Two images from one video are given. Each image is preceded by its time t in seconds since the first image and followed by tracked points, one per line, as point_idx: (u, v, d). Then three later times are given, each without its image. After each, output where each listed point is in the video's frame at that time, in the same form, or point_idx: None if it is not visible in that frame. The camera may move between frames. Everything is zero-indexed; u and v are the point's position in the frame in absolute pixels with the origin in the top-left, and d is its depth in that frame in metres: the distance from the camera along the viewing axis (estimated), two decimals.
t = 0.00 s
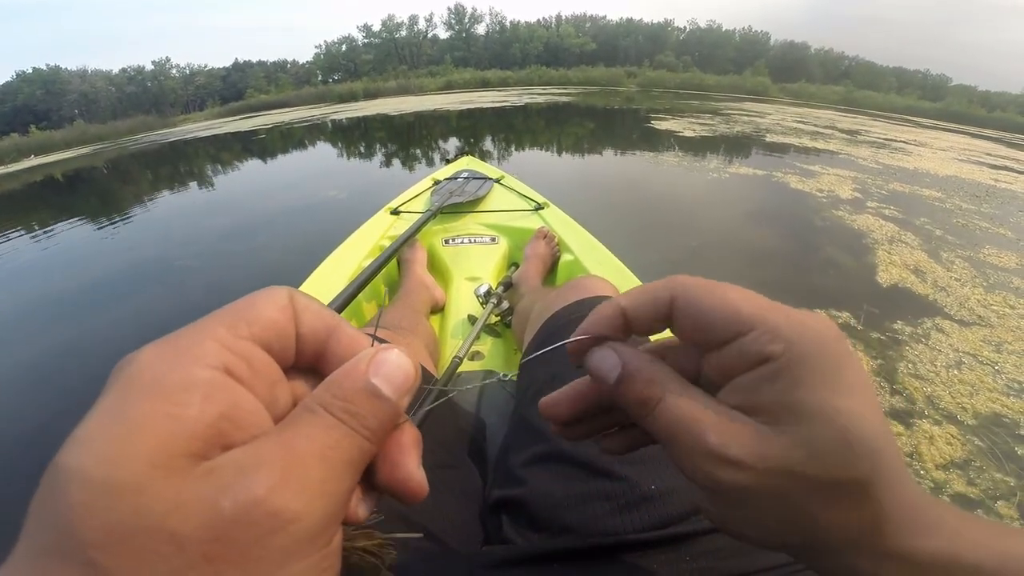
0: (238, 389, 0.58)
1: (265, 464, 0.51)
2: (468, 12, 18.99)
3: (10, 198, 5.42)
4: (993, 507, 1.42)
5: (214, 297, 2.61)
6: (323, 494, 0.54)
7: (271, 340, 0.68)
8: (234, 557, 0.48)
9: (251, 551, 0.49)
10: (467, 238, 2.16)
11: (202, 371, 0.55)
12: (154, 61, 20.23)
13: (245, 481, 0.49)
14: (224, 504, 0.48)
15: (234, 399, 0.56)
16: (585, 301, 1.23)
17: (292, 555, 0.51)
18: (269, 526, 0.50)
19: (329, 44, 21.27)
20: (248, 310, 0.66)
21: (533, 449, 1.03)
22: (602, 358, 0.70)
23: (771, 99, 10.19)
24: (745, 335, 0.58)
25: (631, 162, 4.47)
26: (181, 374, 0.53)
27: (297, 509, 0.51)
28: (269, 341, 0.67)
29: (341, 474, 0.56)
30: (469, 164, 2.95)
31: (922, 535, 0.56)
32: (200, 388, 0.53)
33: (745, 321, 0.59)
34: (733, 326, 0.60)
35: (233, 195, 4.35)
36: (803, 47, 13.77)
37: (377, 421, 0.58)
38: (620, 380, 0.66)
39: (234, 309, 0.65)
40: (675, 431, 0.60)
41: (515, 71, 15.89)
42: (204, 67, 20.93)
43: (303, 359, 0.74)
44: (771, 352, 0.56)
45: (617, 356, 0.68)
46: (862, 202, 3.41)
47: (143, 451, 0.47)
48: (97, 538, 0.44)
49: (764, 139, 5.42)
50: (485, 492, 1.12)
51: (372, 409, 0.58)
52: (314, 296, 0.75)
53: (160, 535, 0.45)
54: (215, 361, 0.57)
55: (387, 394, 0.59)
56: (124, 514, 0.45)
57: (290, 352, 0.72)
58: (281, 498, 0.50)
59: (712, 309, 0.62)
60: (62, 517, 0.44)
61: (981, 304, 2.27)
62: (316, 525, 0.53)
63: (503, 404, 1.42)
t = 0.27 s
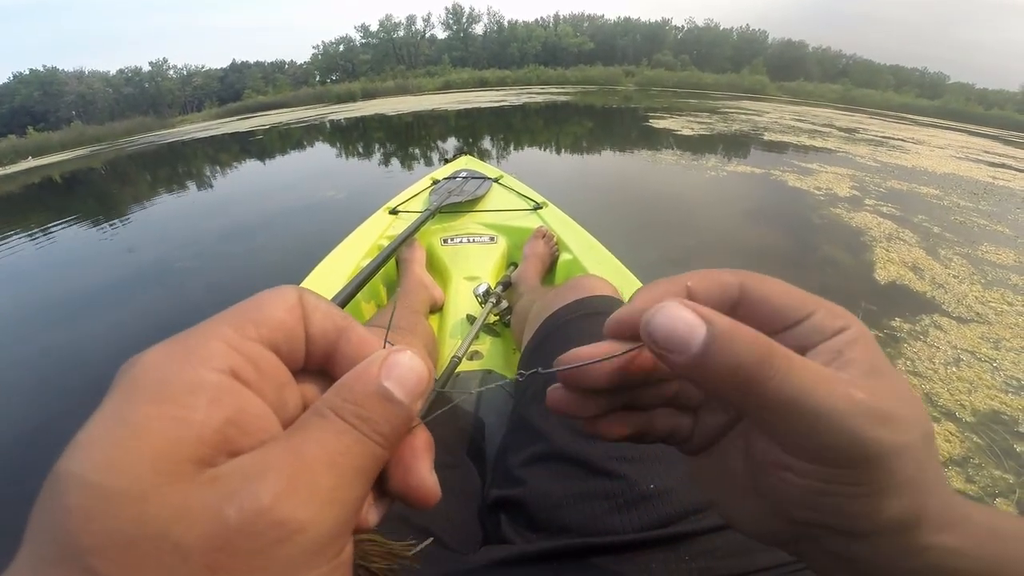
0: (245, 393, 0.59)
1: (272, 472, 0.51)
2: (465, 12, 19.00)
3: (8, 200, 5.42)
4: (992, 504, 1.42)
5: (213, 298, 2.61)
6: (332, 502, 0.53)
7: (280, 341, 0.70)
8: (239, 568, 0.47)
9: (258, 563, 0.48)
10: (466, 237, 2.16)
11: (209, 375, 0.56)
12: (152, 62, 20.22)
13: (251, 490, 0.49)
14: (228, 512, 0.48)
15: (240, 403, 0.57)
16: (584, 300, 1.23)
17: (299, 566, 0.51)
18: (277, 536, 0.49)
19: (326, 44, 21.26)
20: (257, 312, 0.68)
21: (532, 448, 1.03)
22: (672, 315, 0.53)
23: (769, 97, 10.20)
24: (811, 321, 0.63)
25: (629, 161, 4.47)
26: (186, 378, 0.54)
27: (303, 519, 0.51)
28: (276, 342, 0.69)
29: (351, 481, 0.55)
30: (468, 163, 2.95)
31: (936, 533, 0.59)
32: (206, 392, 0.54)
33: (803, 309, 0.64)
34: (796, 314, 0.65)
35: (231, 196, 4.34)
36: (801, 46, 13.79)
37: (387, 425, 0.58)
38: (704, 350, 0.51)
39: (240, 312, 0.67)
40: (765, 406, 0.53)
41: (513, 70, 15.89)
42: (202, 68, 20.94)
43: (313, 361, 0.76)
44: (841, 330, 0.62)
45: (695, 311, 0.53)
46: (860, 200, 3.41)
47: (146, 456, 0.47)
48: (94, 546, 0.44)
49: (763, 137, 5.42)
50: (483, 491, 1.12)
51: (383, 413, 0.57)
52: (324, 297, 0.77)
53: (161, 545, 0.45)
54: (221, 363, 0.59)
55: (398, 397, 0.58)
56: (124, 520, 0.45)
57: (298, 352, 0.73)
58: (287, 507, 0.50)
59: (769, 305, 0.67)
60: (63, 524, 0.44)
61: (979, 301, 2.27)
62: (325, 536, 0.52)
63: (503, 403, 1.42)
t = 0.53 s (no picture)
0: (242, 387, 0.59)
1: (268, 458, 0.51)
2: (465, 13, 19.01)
3: (10, 203, 5.43)
4: (993, 503, 1.42)
5: (214, 300, 2.61)
6: (326, 490, 0.53)
7: (275, 340, 0.69)
8: (233, 552, 0.47)
9: (255, 546, 0.48)
10: (466, 239, 2.16)
11: (208, 369, 0.57)
12: (153, 65, 20.27)
13: (248, 476, 0.49)
14: (227, 498, 0.48)
15: (237, 397, 0.57)
16: (584, 301, 1.23)
17: (294, 550, 0.51)
18: (273, 520, 0.49)
19: (327, 46, 21.28)
20: (253, 310, 0.68)
21: (533, 449, 1.03)
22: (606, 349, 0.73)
23: (770, 97, 10.19)
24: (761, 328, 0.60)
25: (630, 161, 4.47)
26: (183, 373, 0.54)
27: (298, 504, 0.51)
28: (272, 340, 0.68)
29: (346, 471, 0.55)
30: (468, 164, 2.95)
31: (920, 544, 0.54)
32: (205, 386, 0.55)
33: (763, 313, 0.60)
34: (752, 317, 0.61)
35: (233, 198, 4.35)
36: (802, 45, 13.78)
37: (382, 418, 0.58)
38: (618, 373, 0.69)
39: (237, 311, 0.66)
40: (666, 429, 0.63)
41: (514, 71, 15.90)
42: (203, 71, 20.97)
43: (309, 360, 0.75)
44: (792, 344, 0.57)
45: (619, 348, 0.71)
46: (861, 199, 3.41)
47: (148, 445, 0.48)
48: (97, 534, 0.44)
49: (763, 137, 5.42)
50: (484, 491, 1.12)
51: (375, 406, 0.57)
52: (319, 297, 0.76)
53: (162, 529, 0.45)
54: (217, 359, 0.59)
55: (393, 391, 0.59)
56: (125, 509, 0.45)
57: (293, 350, 0.72)
58: (283, 492, 0.50)
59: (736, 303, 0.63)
60: (66, 512, 0.45)
61: (980, 299, 2.27)
62: (320, 522, 0.53)
63: (504, 404, 1.42)
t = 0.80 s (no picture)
0: (296, 394, 0.61)
1: (312, 426, 0.54)
2: (465, 14, 19.03)
3: (12, 207, 5.44)
4: (996, 502, 1.41)
5: (217, 302, 2.62)
6: (365, 460, 0.56)
7: (313, 360, 0.70)
8: (295, 502, 0.50)
9: (302, 500, 0.50)
10: (468, 241, 2.16)
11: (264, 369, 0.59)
12: (154, 68, 20.31)
13: (297, 439, 0.52)
14: (286, 457, 0.51)
15: (290, 389, 0.60)
16: (586, 303, 1.24)
17: (337, 508, 0.53)
18: (318, 483, 0.51)
19: (328, 48, 21.30)
20: (290, 336, 0.70)
21: (534, 450, 1.03)
22: (623, 330, 0.60)
23: (771, 97, 10.19)
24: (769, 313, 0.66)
25: (630, 162, 4.47)
26: (243, 368, 0.58)
27: (340, 467, 0.53)
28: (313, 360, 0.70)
29: (380, 446, 0.58)
30: (469, 166, 2.96)
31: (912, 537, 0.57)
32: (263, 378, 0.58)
33: (771, 299, 0.67)
34: (757, 305, 0.68)
35: (234, 200, 4.36)
36: (802, 45, 13.76)
37: (398, 418, 0.60)
38: (640, 360, 0.58)
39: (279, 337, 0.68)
40: (693, 418, 0.56)
41: (514, 72, 15.91)
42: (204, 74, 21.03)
43: (336, 386, 0.75)
44: (803, 326, 0.62)
45: (640, 329, 0.59)
46: (862, 199, 3.40)
47: (218, 418, 0.50)
48: (170, 493, 0.46)
49: (764, 137, 5.42)
50: (486, 492, 1.12)
51: (397, 403, 0.59)
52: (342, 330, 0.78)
53: (225, 486, 0.47)
54: (275, 364, 0.62)
55: (416, 390, 0.61)
56: (198, 469, 0.47)
57: (328, 373, 0.73)
58: (328, 454, 0.53)
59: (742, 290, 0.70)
60: (149, 478, 0.46)
61: (982, 298, 2.26)
62: (358, 485, 0.55)
63: (506, 406, 1.43)
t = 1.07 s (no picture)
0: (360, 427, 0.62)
1: (365, 452, 0.55)
2: (465, 16, 19.06)
3: (11, 208, 5.44)
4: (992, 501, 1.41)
5: (216, 304, 2.62)
6: (408, 490, 0.56)
7: (375, 401, 0.70)
8: (330, 524, 0.51)
9: (344, 518, 0.51)
10: (467, 242, 2.16)
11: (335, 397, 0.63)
12: (154, 70, 20.33)
13: (349, 464, 0.54)
14: (333, 479, 0.52)
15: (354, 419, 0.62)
16: (585, 304, 1.23)
17: (374, 530, 0.53)
18: (359, 507, 0.52)
19: (327, 50, 21.33)
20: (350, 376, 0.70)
21: (533, 451, 1.03)
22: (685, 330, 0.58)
23: (769, 98, 10.21)
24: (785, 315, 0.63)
25: (629, 163, 4.47)
26: (315, 395, 0.61)
27: (383, 492, 0.54)
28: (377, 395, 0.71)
29: (425, 478, 0.58)
30: (469, 167, 2.96)
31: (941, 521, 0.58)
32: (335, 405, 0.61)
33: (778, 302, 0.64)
34: (771, 307, 0.64)
35: (234, 202, 4.36)
36: (800, 45, 13.79)
37: (446, 453, 0.59)
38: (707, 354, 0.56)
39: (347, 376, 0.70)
40: (761, 407, 0.54)
41: (513, 74, 15.94)
42: (203, 76, 21.07)
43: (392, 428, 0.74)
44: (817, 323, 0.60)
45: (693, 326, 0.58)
46: (860, 199, 3.41)
47: (282, 435, 0.53)
48: (228, 496, 0.48)
49: (762, 138, 5.43)
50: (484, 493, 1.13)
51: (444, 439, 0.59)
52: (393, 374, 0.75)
53: (276, 498, 0.49)
54: (344, 397, 0.64)
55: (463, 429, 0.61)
56: (255, 478, 0.50)
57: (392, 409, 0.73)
58: (374, 481, 0.54)
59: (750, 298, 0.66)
60: (215, 474, 0.50)
61: (979, 297, 2.27)
62: (398, 512, 0.55)
63: (505, 407, 1.42)
